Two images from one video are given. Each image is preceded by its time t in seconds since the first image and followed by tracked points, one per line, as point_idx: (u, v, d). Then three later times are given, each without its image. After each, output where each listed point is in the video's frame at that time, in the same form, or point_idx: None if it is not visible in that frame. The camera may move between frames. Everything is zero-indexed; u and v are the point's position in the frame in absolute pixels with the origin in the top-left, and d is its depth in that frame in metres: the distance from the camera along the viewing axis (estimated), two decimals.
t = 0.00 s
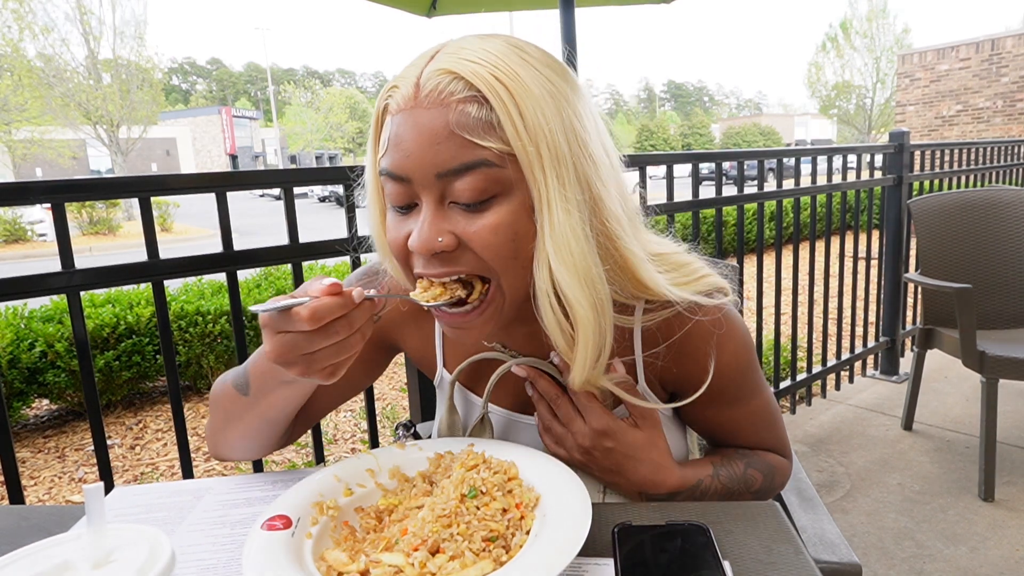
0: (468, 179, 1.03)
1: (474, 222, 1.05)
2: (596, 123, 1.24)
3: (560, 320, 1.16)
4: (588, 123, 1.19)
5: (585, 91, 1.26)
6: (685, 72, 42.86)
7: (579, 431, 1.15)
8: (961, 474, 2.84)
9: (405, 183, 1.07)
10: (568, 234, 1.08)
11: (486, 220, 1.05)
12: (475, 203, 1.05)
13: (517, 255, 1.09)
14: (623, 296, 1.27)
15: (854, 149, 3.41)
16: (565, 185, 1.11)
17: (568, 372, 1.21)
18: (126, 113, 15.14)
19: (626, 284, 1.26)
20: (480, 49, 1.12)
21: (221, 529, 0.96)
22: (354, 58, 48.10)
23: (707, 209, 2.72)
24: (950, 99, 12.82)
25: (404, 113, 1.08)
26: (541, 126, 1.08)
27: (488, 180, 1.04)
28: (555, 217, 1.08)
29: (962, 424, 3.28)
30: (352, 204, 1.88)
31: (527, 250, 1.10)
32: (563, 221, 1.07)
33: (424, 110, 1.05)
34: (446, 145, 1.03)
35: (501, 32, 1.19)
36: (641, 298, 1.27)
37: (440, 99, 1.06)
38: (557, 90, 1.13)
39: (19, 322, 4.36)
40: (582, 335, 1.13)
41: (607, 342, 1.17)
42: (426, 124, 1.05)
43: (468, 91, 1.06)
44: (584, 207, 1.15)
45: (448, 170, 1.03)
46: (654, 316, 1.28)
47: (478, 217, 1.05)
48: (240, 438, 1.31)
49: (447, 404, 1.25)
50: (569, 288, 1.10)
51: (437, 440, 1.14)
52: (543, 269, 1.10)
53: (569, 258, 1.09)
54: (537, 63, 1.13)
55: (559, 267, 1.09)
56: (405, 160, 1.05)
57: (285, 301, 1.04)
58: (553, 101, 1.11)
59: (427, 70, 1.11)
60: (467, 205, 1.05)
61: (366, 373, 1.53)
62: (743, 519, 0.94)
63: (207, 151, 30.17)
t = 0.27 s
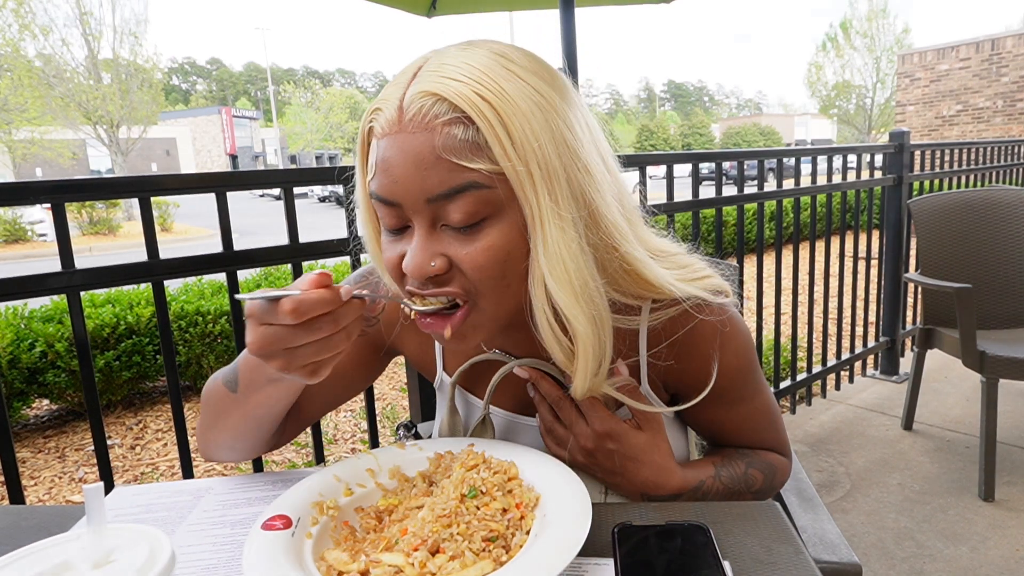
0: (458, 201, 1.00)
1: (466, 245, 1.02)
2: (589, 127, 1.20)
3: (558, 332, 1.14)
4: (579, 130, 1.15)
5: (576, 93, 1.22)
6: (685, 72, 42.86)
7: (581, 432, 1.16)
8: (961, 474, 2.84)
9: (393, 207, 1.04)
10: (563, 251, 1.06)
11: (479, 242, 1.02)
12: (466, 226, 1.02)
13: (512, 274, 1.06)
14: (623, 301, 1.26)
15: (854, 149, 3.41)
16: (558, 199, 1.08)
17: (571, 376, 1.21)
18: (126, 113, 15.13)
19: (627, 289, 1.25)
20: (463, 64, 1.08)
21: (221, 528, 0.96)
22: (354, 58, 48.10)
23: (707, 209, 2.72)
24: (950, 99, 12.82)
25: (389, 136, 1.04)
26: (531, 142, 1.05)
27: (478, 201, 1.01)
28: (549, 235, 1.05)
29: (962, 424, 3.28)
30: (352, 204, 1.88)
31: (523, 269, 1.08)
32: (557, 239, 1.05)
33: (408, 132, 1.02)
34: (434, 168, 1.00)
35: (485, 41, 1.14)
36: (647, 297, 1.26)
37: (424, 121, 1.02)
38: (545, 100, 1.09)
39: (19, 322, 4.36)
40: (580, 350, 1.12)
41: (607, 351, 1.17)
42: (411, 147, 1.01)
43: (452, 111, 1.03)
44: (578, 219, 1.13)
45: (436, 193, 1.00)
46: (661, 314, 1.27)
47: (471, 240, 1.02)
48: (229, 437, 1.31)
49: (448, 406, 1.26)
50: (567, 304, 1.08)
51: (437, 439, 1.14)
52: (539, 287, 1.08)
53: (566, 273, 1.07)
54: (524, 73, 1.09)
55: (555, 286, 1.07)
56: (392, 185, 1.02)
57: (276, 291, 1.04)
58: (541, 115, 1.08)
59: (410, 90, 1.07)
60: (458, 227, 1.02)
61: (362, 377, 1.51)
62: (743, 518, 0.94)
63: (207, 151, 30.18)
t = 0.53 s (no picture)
0: (456, 211, 1.00)
1: (465, 254, 1.01)
2: (587, 131, 1.20)
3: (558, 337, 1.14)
4: (578, 134, 1.15)
5: (574, 97, 1.22)
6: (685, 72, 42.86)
7: (582, 432, 1.16)
8: (961, 474, 2.84)
9: (392, 218, 1.03)
10: (564, 258, 1.06)
11: (479, 251, 1.02)
12: (465, 235, 1.01)
13: (512, 282, 1.06)
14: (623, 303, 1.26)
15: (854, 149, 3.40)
16: (558, 207, 1.09)
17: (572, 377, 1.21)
18: (126, 113, 15.14)
19: (626, 292, 1.25)
20: (459, 72, 1.08)
21: (221, 529, 0.96)
22: (354, 58, 48.10)
23: (707, 209, 2.72)
24: (950, 99, 12.82)
25: (386, 147, 1.04)
26: (530, 149, 1.05)
27: (478, 211, 1.01)
28: (550, 241, 1.05)
29: (962, 424, 3.28)
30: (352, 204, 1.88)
31: (522, 277, 1.07)
32: (557, 246, 1.05)
33: (405, 143, 1.01)
34: (431, 179, 0.99)
35: (480, 47, 1.13)
36: (648, 299, 1.27)
37: (420, 130, 1.01)
38: (542, 107, 1.09)
39: (19, 322, 4.36)
40: (582, 356, 1.12)
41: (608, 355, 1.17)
42: (408, 157, 1.01)
43: (449, 121, 1.02)
44: (578, 224, 1.13)
45: (435, 203, 0.99)
46: (663, 315, 1.27)
47: (470, 250, 1.02)
48: (222, 440, 1.28)
49: (448, 407, 1.26)
50: (568, 311, 1.09)
51: (437, 440, 1.13)
52: (539, 295, 1.08)
53: (567, 279, 1.07)
54: (520, 79, 1.09)
55: (556, 294, 1.07)
56: (390, 196, 1.01)
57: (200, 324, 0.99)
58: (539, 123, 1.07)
59: (406, 100, 1.07)
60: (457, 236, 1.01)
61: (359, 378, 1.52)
62: (744, 518, 0.94)
63: (207, 151, 30.19)
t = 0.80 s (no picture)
0: (454, 214, 1.00)
1: (463, 258, 1.02)
2: (586, 133, 1.20)
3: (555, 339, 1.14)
4: (576, 136, 1.15)
5: (571, 99, 1.22)
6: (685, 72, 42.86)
7: (582, 433, 1.16)
8: (961, 474, 2.84)
9: (389, 221, 1.03)
10: (562, 261, 1.06)
11: (476, 255, 1.02)
12: (463, 238, 1.01)
13: (509, 285, 1.06)
14: (622, 304, 1.26)
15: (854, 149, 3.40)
16: (556, 210, 1.09)
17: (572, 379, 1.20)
18: (127, 113, 15.14)
19: (625, 293, 1.25)
20: (456, 74, 1.08)
21: (221, 529, 0.97)
22: (354, 58, 48.11)
23: (708, 209, 2.72)
24: (950, 99, 12.82)
25: (383, 150, 1.04)
26: (527, 152, 1.05)
27: (475, 214, 1.01)
28: (547, 245, 1.05)
29: (962, 424, 3.28)
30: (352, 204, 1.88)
31: (520, 280, 1.07)
32: (555, 249, 1.05)
33: (402, 146, 1.02)
34: (429, 182, 1.00)
35: (478, 49, 1.13)
36: (647, 299, 1.26)
37: (417, 133, 1.02)
38: (540, 109, 1.09)
39: (20, 322, 4.36)
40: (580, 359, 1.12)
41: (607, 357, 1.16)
42: (405, 160, 1.01)
43: (446, 124, 1.02)
44: (576, 226, 1.13)
45: (432, 206, 1.00)
46: (663, 314, 1.27)
47: (468, 253, 1.02)
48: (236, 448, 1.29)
49: (448, 408, 1.27)
50: (565, 314, 1.08)
51: (437, 439, 1.13)
52: (537, 298, 1.08)
53: (565, 281, 1.07)
54: (518, 81, 1.08)
55: (553, 297, 1.07)
56: (387, 199, 1.02)
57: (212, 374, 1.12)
58: (537, 125, 1.07)
59: (403, 103, 1.07)
60: (455, 239, 1.01)
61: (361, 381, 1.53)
62: (744, 518, 0.94)
63: (207, 151, 30.19)
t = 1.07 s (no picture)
0: (454, 214, 1.01)
1: (462, 258, 1.02)
2: (586, 137, 1.20)
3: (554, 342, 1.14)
4: (577, 140, 1.15)
5: (573, 102, 1.22)
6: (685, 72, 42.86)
7: (583, 434, 1.15)
8: (961, 474, 2.84)
9: (390, 221, 1.04)
10: (561, 264, 1.06)
11: (476, 257, 1.02)
12: (463, 239, 1.02)
13: (508, 287, 1.06)
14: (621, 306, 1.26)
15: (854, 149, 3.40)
16: (556, 213, 1.08)
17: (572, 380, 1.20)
18: (126, 113, 15.14)
19: (624, 296, 1.25)
20: (459, 76, 1.08)
21: (220, 528, 0.97)
22: (354, 58, 48.11)
23: (707, 209, 2.71)
24: (950, 99, 12.83)
25: (385, 150, 1.05)
26: (529, 154, 1.05)
27: (475, 215, 1.02)
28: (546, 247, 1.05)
29: (962, 424, 3.28)
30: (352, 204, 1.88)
31: (519, 282, 1.08)
32: (555, 252, 1.05)
33: (405, 146, 1.02)
34: (430, 182, 1.00)
35: (482, 51, 1.14)
36: (646, 302, 1.26)
37: (420, 134, 1.02)
38: (542, 112, 1.09)
39: (20, 322, 4.36)
40: (577, 361, 1.12)
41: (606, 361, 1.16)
42: (407, 161, 1.01)
43: (448, 125, 1.03)
44: (575, 230, 1.13)
45: (433, 206, 1.00)
46: (662, 316, 1.27)
47: (467, 254, 1.02)
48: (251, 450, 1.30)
49: (448, 410, 1.27)
50: (565, 316, 1.08)
51: (436, 439, 1.13)
52: (536, 300, 1.08)
53: (564, 285, 1.07)
54: (520, 84, 1.09)
55: (551, 300, 1.07)
56: (389, 198, 1.02)
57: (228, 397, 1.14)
58: (539, 128, 1.07)
59: (406, 103, 1.07)
60: (455, 239, 1.02)
61: (365, 385, 1.54)
62: (744, 518, 0.94)
63: (207, 151, 30.19)
